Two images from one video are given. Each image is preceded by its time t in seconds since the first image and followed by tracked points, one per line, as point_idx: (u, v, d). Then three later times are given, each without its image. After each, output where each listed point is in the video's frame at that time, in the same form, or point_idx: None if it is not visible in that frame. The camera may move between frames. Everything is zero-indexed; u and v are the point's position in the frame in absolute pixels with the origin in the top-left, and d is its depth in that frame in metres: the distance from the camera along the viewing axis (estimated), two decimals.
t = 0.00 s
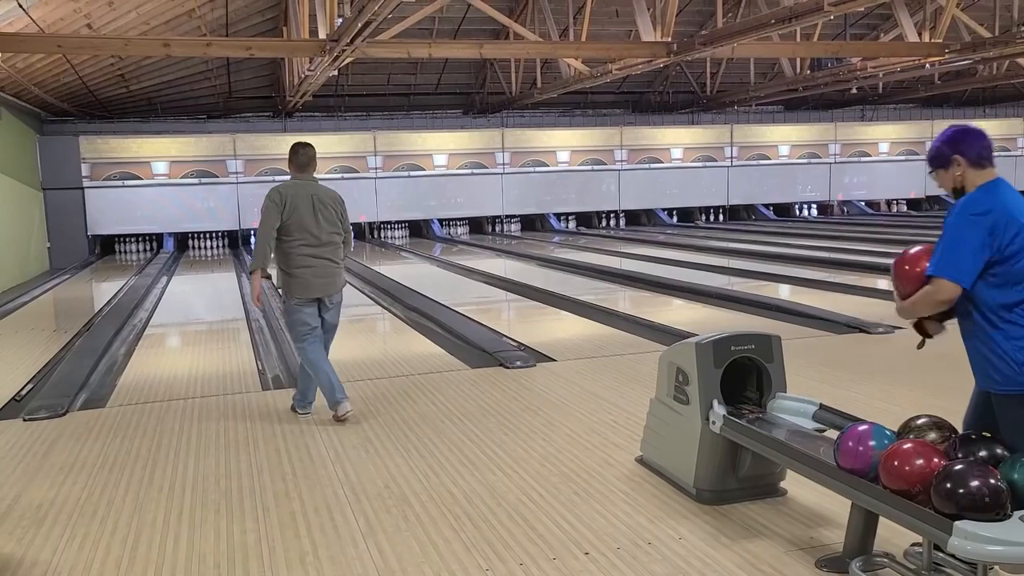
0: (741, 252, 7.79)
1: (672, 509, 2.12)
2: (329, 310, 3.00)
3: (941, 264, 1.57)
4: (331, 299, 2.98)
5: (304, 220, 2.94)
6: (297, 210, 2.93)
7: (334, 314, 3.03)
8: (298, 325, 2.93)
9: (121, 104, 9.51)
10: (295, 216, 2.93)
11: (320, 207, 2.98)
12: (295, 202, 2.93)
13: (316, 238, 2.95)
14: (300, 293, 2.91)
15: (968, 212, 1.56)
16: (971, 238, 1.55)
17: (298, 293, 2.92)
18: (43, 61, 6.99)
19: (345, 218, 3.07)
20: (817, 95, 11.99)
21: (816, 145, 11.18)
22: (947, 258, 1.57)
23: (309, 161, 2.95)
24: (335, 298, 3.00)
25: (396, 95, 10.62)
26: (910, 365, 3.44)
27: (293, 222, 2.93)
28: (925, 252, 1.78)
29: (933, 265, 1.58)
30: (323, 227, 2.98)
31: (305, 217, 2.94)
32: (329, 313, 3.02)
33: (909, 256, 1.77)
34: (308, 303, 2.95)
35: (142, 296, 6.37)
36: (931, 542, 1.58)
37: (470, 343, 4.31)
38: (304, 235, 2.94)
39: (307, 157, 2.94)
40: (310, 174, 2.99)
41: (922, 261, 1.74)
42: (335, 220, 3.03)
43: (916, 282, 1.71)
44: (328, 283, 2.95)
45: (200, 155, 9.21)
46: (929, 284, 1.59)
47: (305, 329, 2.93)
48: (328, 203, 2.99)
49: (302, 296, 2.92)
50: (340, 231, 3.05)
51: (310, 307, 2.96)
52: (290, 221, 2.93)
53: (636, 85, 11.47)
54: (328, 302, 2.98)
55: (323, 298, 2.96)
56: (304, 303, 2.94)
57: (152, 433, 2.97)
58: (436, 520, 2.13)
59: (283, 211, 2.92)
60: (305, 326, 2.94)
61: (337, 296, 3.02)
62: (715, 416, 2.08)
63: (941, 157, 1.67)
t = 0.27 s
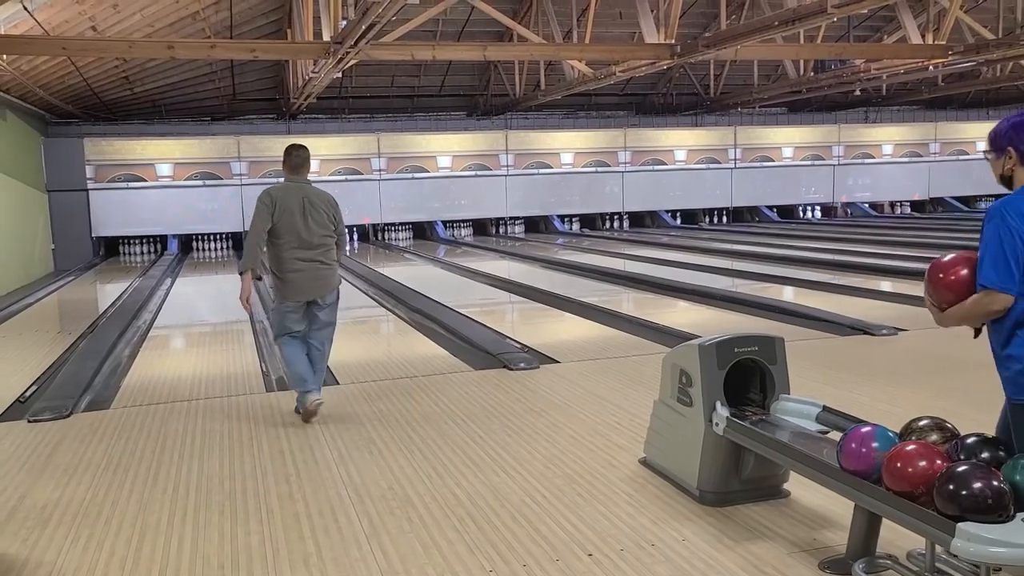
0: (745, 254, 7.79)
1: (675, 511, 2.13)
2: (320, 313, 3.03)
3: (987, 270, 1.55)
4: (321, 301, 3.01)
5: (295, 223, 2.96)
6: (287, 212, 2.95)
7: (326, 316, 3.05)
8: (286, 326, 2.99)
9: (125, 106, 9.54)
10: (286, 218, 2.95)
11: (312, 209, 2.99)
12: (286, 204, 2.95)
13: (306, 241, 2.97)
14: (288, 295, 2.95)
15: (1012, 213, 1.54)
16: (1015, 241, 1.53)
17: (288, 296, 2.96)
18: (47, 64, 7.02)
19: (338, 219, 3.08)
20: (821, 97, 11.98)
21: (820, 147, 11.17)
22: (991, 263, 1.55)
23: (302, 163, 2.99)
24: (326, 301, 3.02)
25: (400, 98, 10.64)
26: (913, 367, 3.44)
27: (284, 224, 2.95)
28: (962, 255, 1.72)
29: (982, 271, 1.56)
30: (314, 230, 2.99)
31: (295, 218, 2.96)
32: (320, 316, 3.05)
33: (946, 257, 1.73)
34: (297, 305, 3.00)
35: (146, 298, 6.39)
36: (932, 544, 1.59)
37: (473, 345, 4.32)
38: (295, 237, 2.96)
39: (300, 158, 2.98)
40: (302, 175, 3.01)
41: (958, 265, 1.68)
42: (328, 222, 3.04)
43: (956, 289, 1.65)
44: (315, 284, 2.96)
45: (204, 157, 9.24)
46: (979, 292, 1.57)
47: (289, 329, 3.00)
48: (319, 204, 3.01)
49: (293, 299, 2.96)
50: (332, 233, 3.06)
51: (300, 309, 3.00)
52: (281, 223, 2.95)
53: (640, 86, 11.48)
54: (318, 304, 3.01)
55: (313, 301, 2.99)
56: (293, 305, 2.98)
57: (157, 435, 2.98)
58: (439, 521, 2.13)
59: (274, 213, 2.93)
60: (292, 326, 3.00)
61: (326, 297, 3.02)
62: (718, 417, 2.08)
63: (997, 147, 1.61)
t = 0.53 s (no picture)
0: (748, 255, 7.78)
1: (678, 512, 2.13)
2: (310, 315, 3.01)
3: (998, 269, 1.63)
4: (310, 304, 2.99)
5: (280, 226, 2.98)
6: (273, 215, 2.97)
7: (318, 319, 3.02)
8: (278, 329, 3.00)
9: (128, 108, 9.56)
10: (272, 222, 2.98)
11: (298, 211, 3.00)
12: (271, 208, 2.98)
13: (292, 244, 2.98)
14: (276, 297, 2.96)
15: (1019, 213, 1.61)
16: None
17: (277, 299, 2.96)
18: (51, 66, 7.03)
19: (327, 220, 3.07)
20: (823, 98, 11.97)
21: (823, 148, 11.15)
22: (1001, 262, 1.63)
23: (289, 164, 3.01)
24: (316, 303, 3.00)
25: (402, 99, 10.65)
26: (916, 368, 3.44)
27: (271, 227, 2.98)
28: (974, 251, 1.77)
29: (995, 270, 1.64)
30: (300, 232, 2.99)
31: (280, 219, 2.98)
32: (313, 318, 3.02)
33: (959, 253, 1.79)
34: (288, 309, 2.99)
35: (150, 299, 6.41)
36: (936, 546, 1.58)
37: (476, 346, 4.32)
38: (281, 240, 2.98)
39: (287, 160, 3.00)
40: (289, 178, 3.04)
41: (972, 261, 1.73)
42: (316, 223, 3.04)
43: (970, 284, 1.70)
44: (300, 285, 2.95)
45: (207, 159, 9.25)
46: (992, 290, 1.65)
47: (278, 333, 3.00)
48: (305, 206, 3.01)
49: (281, 303, 2.96)
50: (322, 234, 3.05)
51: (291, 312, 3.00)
52: (268, 227, 2.98)
53: (642, 87, 11.48)
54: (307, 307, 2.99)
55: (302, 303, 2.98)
56: (283, 308, 2.98)
57: (159, 436, 2.99)
58: (442, 522, 2.14)
59: (261, 218, 2.97)
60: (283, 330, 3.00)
61: (315, 299, 3.00)
62: (721, 418, 2.08)
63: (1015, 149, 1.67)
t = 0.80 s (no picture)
0: (751, 256, 7.78)
1: (682, 514, 2.12)
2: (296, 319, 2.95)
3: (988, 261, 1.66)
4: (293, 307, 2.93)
5: (260, 230, 2.95)
6: (253, 220, 2.96)
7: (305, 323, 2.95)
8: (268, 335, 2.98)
9: (131, 110, 9.58)
10: (253, 226, 2.96)
11: (277, 214, 2.95)
12: (251, 213, 2.96)
13: (272, 248, 2.94)
14: (259, 303, 2.95)
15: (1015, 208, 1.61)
16: None
17: (262, 305, 2.95)
18: (54, 68, 7.05)
19: (311, 220, 3.00)
20: (826, 99, 11.97)
21: (825, 149, 11.14)
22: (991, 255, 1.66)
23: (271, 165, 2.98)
24: (298, 307, 2.93)
25: (405, 101, 10.67)
26: (920, 370, 3.43)
27: (252, 232, 2.96)
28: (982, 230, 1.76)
29: (984, 262, 1.67)
30: (279, 235, 2.95)
31: (262, 223, 2.96)
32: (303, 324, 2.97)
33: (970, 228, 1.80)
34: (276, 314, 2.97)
35: (152, 302, 6.42)
36: (941, 548, 1.58)
37: (479, 348, 4.32)
38: (262, 245, 2.95)
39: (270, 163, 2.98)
40: (272, 181, 3.01)
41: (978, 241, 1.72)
42: (300, 224, 2.99)
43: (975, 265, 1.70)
44: (280, 289, 2.90)
45: (210, 161, 9.27)
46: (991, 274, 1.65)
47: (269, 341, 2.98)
48: (284, 208, 2.96)
49: (266, 308, 2.94)
50: (305, 235, 2.98)
51: (277, 317, 2.96)
52: (250, 232, 2.97)
53: (645, 89, 11.48)
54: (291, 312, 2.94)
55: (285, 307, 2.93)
56: (269, 313, 2.96)
57: (162, 438, 2.99)
58: (446, 524, 2.14)
59: (243, 224, 2.98)
60: (274, 337, 2.98)
61: (298, 303, 2.93)
62: (724, 420, 2.08)
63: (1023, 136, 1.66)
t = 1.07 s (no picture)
0: (753, 258, 7.77)
1: (686, 516, 2.12)
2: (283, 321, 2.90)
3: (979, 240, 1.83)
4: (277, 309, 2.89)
5: (248, 230, 2.92)
6: (244, 221, 2.95)
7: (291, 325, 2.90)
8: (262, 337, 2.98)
9: (134, 112, 9.59)
10: (244, 226, 2.95)
11: (262, 213, 2.90)
12: (242, 213, 2.95)
13: (257, 248, 2.90)
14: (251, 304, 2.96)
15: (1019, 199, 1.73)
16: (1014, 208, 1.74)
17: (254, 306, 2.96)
18: (57, 70, 7.06)
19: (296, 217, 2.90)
20: (828, 100, 11.96)
21: (828, 150, 11.14)
22: (987, 237, 1.80)
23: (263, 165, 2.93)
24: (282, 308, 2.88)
25: (407, 103, 10.68)
26: (923, 371, 3.42)
27: (244, 233, 2.96)
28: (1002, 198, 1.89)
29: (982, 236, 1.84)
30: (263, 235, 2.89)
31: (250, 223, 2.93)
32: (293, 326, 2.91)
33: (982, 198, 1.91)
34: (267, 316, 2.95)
35: (155, 303, 6.42)
36: (945, 551, 1.57)
37: (481, 349, 4.32)
38: (250, 245, 2.92)
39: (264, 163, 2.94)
40: (264, 179, 2.96)
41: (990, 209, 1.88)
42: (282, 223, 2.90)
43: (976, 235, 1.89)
44: (262, 290, 2.87)
45: (212, 163, 9.28)
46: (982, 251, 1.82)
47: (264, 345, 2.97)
48: (269, 207, 2.90)
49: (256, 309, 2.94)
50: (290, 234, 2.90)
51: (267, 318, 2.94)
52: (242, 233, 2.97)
53: (647, 90, 11.48)
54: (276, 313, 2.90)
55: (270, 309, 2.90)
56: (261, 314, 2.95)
57: (165, 440, 2.99)
58: (448, 526, 2.13)
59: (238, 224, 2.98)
60: (268, 339, 2.96)
61: (282, 304, 2.88)
62: (728, 422, 2.08)
63: None
